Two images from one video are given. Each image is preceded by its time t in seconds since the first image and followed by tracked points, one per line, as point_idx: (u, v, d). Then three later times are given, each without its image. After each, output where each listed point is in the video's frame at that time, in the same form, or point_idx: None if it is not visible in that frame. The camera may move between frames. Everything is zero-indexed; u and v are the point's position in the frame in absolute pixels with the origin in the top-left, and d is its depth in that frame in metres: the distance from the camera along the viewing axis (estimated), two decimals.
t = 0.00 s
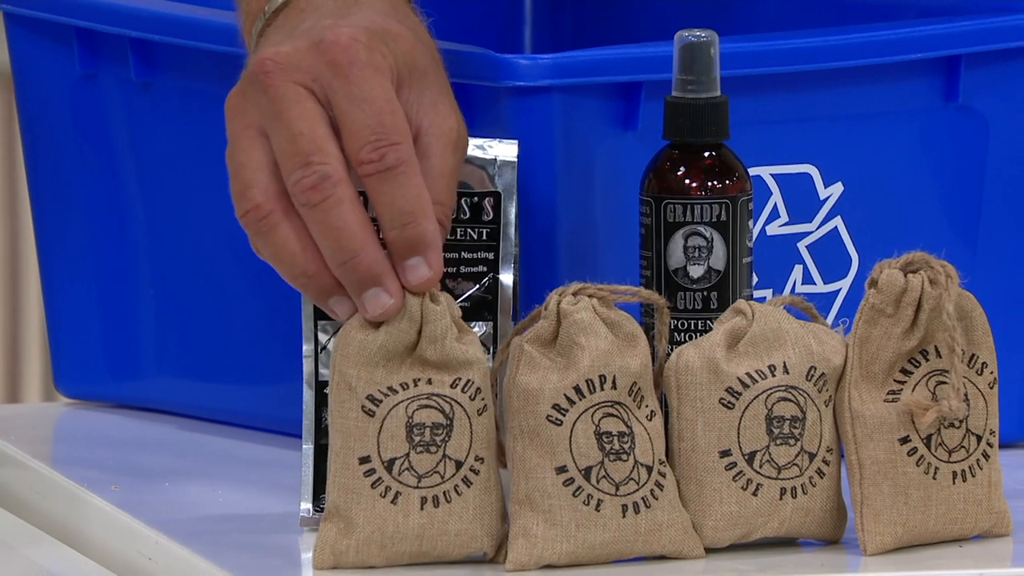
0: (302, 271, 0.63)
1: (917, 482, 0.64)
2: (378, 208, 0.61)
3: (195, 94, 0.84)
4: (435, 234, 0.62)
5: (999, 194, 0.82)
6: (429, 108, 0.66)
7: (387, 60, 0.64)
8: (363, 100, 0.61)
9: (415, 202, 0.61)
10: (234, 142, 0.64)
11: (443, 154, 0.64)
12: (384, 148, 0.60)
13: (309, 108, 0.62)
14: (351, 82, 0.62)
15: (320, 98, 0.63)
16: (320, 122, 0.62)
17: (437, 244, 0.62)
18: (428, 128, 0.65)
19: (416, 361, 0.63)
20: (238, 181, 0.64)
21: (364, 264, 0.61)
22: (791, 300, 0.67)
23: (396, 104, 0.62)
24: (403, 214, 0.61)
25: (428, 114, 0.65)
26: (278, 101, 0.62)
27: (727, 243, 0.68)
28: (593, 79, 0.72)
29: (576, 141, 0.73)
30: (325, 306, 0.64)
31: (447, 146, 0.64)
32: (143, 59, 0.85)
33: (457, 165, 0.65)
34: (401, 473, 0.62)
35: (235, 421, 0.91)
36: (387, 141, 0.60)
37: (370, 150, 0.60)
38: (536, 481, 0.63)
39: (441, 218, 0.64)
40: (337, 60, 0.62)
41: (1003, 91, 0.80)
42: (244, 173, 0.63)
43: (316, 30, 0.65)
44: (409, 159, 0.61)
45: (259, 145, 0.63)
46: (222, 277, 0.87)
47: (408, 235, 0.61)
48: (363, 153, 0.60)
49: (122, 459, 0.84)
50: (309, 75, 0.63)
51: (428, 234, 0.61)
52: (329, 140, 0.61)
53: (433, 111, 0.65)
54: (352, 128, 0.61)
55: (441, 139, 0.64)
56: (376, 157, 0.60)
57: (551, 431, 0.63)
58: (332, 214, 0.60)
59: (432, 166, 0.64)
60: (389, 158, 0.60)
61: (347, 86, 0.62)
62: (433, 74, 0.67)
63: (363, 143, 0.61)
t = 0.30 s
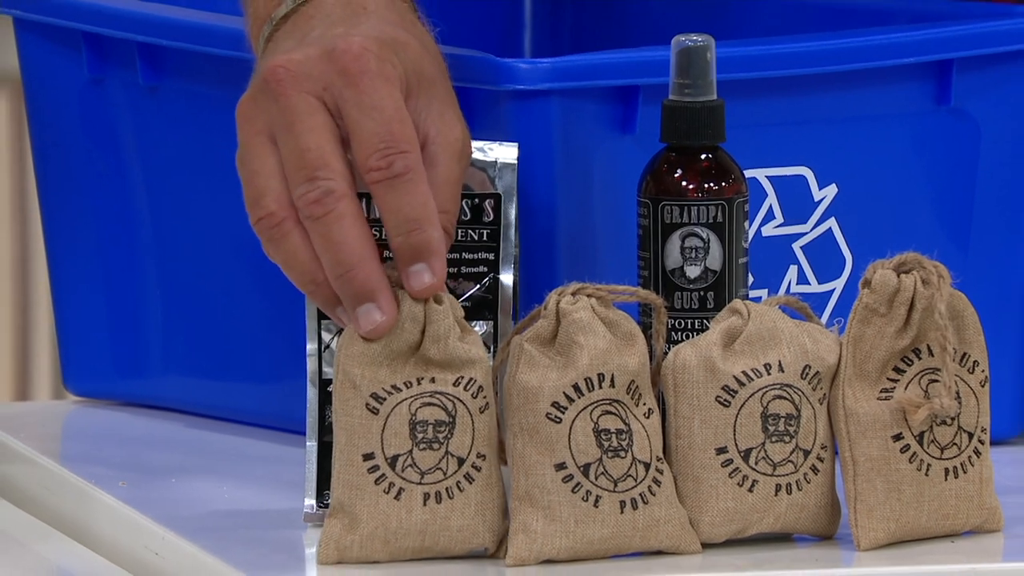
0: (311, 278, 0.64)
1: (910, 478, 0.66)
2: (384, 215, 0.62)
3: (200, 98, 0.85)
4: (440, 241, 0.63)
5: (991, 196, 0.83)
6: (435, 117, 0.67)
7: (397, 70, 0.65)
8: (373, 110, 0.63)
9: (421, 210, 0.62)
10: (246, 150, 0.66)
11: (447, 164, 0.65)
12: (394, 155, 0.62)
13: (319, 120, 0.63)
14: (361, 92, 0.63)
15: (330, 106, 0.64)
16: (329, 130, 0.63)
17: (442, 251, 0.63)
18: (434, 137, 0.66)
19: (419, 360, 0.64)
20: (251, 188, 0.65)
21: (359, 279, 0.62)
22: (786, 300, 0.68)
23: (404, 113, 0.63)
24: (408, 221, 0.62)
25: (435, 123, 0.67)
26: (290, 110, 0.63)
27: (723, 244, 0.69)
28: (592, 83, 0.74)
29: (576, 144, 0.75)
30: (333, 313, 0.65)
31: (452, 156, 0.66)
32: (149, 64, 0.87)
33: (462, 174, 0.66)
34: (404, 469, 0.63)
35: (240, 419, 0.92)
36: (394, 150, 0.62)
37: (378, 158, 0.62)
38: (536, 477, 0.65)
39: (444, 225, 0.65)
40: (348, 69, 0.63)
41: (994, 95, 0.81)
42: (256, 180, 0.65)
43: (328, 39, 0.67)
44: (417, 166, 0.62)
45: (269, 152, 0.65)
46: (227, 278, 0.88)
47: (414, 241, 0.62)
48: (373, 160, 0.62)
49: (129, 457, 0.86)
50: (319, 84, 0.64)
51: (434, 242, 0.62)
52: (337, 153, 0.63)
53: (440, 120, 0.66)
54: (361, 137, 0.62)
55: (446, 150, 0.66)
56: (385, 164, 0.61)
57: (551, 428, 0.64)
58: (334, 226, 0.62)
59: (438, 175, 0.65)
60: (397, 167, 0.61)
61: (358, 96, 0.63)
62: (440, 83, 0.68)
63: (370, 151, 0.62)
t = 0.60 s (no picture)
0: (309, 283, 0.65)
1: (903, 475, 0.67)
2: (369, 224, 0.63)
3: (206, 101, 0.87)
4: (418, 257, 0.63)
5: (985, 197, 0.84)
6: (436, 127, 0.67)
7: (406, 80, 0.66)
8: (375, 119, 0.63)
9: (404, 223, 0.62)
10: (250, 148, 0.65)
11: (446, 175, 0.66)
12: (385, 168, 0.62)
13: (325, 128, 0.63)
14: (368, 101, 0.63)
15: (338, 114, 0.64)
16: (334, 137, 0.63)
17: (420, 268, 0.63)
18: (437, 149, 0.67)
19: (411, 363, 0.66)
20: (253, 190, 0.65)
21: (350, 291, 0.63)
22: (782, 299, 0.70)
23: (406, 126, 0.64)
24: (389, 233, 0.62)
25: (437, 134, 0.67)
26: (298, 115, 0.63)
27: (720, 244, 0.70)
28: (592, 86, 0.75)
29: (575, 146, 0.76)
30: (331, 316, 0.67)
31: (452, 169, 0.67)
32: (155, 67, 0.88)
33: (458, 187, 0.67)
34: (397, 463, 0.65)
35: (244, 417, 0.94)
36: (387, 163, 0.62)
37: (370, 169, 0.62)
38: (536, 474, 0.66)
39: (439, 234, 0.66)
40: (359, 79, 0.64)
41: (988, 98, 0.83)
42: (260, 182, 0.65)
43: (341, 43, 0.67)
44: (405, 181, 0.62)
45: (274, 153, 0.65)
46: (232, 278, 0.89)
47: (389, 253, 0.62)
48: (364, 170, 0.62)
49: (135, 454, 0.87)
50: (328, 91, 0.64)
51: (411, 257, 0.62)
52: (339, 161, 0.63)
53: (444, 130, 0.67)
54: (360, 146, 0.62)
55: (446, 162, 0.67)
56: (375, 176, 0.62)
57: (550, 426, 0.66)
58: (329, 236, 0.62)
59: (436, 186, 0.66)
60: (385, 179, 0.62)
61: (364, 103, 0.63)
62: (445, 94, 0.68)
63: (364, 161, 0.62)
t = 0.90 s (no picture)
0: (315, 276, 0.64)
1: (903, 475, 0.67)
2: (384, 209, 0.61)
3: (206, 101, 0.87)
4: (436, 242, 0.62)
5: (985, 197, 0.84)
6: (436, 123, 0.66)
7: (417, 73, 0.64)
8: (391, 107, 0.61)
9: (423, 210, 0.61)
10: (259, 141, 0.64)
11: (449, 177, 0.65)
12: (407, 150, 0.60)
13: (338, 118, 0.61)
14: (386, 92, 0.62)
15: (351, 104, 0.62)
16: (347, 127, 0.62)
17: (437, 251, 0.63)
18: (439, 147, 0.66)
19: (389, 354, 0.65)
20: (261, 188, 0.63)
21: (354, 281, 0.62)
22: (782, 299, 0.70)
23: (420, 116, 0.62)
24: (409, 220, 0.61)
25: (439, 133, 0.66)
26: (311, 106, 0.61)
27: (720, 245, 0.70)
28: (592, 86, 0.75)
29: (575, 146, 0.76)
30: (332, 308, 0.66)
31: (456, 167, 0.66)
32: (155, 67, 0.88)
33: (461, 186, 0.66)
34: (357, 457, 0.64)
35: (244, 417, 0.94)
36: (407, 147, 0.61)
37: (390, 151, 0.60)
38: (536, 474, 0.66)
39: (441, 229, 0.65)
40: (374, 70, 0.62)
41: (988, 98, 0.83)
42: (271, 179, 0.63)
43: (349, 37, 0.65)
44: (425, 167, 0.61)
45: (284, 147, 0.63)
46: (232, 278, 0.89)
47: (413, 239, 0.62)
48: (384, 151, 0.60)
49: (135, 454, 0.87)
50: (343, 82, 0.62)
51: (432, 242, 0.62)
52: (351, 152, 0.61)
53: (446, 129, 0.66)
54: (377, 132, 0.61)
55: (449, 160, 0.66)
56: (395, 159, 0.60)
57: (550, 426, 0.66)
58: (336, 226, 0.61)
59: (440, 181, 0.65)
60: (408, 163, 0.60)
61: (381, 95, 0.62)
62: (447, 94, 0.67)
63: (382, 145, 0.60)
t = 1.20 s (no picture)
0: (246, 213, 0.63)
1: (903, 475, 0.67)
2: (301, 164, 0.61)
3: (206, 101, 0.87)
4: (344, 202, 0.62)
5: (985, 197, 0.84)
6: (397, 60, 0.67)
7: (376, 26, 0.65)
8: (327, 63, 0.62)
9: (334, 169, 0.61)
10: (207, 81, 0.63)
11: (404, 108, 0.66)
12: (318, 110, 0.60)
13: (279, 65, 0.61)
14: (328, 45, 0.62)
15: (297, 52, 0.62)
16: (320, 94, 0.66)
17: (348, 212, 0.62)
18: (393, 86, 0.66)
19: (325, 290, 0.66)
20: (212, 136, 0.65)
21: (289, 221, 0.62)
22: (782, 299, 0.70)
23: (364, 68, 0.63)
24: (314, 178, 0.61)
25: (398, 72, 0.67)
26: (255, 51, 0.62)
27: (720, 244, 0.70)
28: (592, 86, 0.75)
29: (575, 146, 0.76)
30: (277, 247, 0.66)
31: (410, 104, 0.66)
32: (155, 67, 0.88)
33: (413, 122, 0.66)
34: (289, 390, 0.65)
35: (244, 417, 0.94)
36: (319, 106, 0.61)
37: (304, 109, 0.61)
38: (536, 474, 0.66)
39: (386, 161, 0.65)
40: (323, 25, 0.63)
41: (988, 98, 0.83)
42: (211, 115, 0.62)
43: None
44: (337, 125, 0.61)
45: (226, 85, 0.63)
46: (232, 277, 0.89)
47: (316, 199, 0.61)
48: (298, 109, 0.61)
49: (135, 453, 0.87)
50: (292, 31, 0.62)
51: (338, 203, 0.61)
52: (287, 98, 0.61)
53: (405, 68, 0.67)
54: (309, 82, 0.61)
55: (404, 97, 0.66)
56: (306, 117, 0.60)
57: (550, 425, 0.66)
58: (265, 172, 0.61)
59: (392, 118, 0.65)
60: (318, 121, 0.60)
61: (324, 45, 0.62)
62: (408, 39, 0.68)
63: (301, 100, 0.61)
